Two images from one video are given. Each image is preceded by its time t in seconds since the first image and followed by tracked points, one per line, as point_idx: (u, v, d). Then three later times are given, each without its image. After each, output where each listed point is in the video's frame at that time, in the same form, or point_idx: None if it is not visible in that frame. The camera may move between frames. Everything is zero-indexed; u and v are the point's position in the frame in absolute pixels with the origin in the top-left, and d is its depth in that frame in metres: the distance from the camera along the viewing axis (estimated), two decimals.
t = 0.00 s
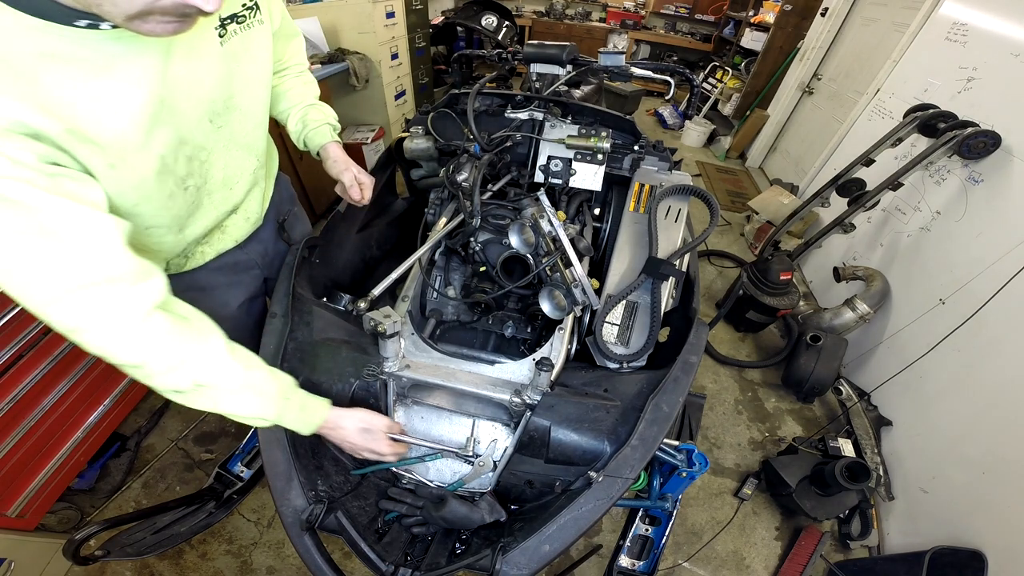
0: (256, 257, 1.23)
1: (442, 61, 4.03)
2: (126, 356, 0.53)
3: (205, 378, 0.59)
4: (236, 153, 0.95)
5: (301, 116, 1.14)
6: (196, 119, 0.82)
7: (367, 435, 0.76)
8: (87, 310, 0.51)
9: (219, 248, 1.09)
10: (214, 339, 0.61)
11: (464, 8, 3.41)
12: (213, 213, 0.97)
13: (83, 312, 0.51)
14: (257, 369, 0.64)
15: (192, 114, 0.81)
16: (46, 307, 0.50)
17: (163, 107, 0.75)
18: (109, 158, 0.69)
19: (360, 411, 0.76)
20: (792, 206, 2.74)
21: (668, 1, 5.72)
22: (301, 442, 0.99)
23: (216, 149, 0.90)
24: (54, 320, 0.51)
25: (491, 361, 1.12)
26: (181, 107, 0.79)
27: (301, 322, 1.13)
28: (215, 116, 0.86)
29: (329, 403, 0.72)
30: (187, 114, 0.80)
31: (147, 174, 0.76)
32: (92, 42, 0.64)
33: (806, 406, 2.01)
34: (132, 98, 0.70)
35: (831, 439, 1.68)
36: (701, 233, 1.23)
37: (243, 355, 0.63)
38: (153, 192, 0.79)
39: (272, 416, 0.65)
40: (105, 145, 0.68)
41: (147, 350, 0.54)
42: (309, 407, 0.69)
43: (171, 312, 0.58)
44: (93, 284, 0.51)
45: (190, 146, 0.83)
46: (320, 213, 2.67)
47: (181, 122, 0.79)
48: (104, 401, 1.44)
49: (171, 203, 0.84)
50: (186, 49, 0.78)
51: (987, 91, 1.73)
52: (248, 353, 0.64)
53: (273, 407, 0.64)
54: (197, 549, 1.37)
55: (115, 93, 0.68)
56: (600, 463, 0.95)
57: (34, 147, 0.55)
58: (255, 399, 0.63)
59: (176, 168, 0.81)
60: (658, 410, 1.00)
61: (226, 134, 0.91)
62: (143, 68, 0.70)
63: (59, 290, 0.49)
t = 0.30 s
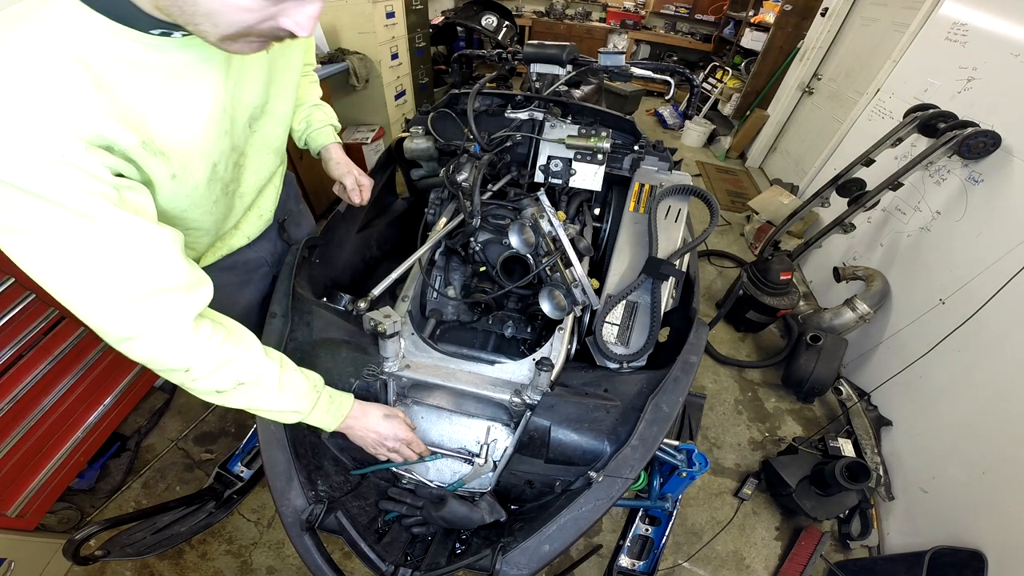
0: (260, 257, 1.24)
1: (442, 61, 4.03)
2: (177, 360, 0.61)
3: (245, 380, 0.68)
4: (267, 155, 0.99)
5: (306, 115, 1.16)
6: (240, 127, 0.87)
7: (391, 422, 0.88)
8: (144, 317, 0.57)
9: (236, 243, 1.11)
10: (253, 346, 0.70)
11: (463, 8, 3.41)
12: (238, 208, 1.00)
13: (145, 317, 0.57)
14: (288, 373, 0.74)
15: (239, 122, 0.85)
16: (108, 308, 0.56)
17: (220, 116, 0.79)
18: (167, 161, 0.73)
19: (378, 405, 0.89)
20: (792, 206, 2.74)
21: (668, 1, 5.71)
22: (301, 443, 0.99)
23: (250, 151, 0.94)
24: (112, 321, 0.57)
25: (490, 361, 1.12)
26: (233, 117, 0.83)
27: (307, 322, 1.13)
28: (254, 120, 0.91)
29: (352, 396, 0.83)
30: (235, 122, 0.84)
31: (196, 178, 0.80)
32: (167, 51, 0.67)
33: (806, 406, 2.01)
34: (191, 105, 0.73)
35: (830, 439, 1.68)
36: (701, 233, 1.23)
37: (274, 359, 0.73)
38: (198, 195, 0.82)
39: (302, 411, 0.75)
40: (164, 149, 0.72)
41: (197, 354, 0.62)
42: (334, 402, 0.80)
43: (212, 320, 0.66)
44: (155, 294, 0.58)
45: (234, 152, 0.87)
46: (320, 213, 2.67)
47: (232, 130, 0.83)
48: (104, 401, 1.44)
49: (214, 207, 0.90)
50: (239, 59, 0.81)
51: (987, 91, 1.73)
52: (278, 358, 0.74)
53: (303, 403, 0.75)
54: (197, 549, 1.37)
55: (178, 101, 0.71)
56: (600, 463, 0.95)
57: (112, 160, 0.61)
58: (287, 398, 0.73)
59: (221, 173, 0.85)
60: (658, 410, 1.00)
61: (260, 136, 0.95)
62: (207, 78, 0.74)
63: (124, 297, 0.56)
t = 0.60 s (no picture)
0: (263, 257, 1.25)
1: (442, 61, 4.03)
2: (164, 357, 0.62)
3: (227, 377, 0.67)
4: (294, 163, 0.99)
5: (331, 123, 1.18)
6: (273, 135, 0.87)
7: (376, 432, 0.86)
8: (136, 317, 0.59)
9: (254, 241, 1.13)
10: (239, 342, 0.69)
11: (463, 8, 3.41)
12: (261, 214, 1.01)
13: (135, 317, 0.59)
14: (274, 371, 0.73)
15: (270, 130, 0.85)
16: (101, 305, 0.57)
17: (251, 123, 0.79)
18: (192, 167, 0.73)
19: (369, 412, 0.87)
20: (791, 206, 2.75)
21: (667, 1, 5.71)
22: (301, 443, 0.99)
23: (280, 159, 0.94)
24: (103, 318, 0.58)
25: (490, 361, 1.12)
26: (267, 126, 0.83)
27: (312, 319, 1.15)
28: (287, 130, 0.91)
29: (337, 403, 0.82)
30: (267, 130, 0.84)
31: (221, 183, 0.80)
32: (208, 53, 0.68)
33: (806, 406, 2.01)
34: (223, 111, 0.73)
35: (830, 439, 1.68)
36: (701, 233, 1.23)
37: (262, 356, 0.73)
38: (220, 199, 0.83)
39: (285, 413, 0.75)
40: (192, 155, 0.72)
41: (184, 353, 0.63)
42: (318, 406, 0.79)
43: (203, 316, 0.67)
44: (148, 298, 0.59)
45: (263, 159, 0.87)
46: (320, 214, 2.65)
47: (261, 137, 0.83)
48: (104, 401, 1.44)
49: (242, 214, 0.92)
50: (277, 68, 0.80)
51: (987, 91, 1.73)
52: (266, 355, 0.74)
53: (287, 405, 0.74)
54: (197, 549, 1.37)
55: (211, 106, 0.72)
56: (600, 463, 0.96)
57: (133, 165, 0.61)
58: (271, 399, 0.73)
59: (248, 180, 0.86)
60: (658, 410, 1.00)
61: (289, 145, 0.95)
62: (241, 84, 0.74)
63: (117, 299, 0.57)
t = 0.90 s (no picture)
0: (263, 258, 1.25)
1: (442, 61, 4.03)
2: (141, 316, 0.63)
3: (208, 317, 0.66)
4: (306, 165, 0.98)
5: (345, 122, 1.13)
6: (289, 138, 0.85)
7: (365, 330, 0.75)
8: (122, 296, 0.62)
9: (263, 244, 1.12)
10: (205, 279, 0.66)
11: (463, 8, 3.41)
12: (274, 217, 1.00)
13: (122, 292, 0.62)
14: (250, 297, 0.69)
15: (285, 132, 0.83)
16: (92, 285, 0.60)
17: (266, 124, 0.78)
18: (202, 167, 0.72)
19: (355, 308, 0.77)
20: (791, 206, 2.75)
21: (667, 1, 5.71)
22: (301, 443, 1.00)
23: (294, 162, 0.92)
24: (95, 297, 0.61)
25: (490, 361, 1.12)
26: (282, 127, 0.82)
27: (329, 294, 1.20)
28: (302, 133, 0.89)
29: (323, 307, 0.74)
30: (280, 132, 0.82)
31: (230, 184, 0.78)
32: (223, 52, 0.66)
33: (806, 406, 2.01)
34: (235, 112, 0.72)
35: (830, 439, 1.68)
36: (701, 233, 1.23)
37: (237, 288, 0.69)
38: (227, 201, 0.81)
39: (274, 343, 0.71)
40: (203, 154, 0.71)
41: (159, 307, 0.63)
42: (302, 317, 0.72)
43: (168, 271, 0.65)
44: (134, 282, 0.61)
45: (278, 162, 0.86)
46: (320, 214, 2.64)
47: (275, 139, 0.82)
48: (104, 401, 1.44)
49: (254, 216, 0.91)
50: (293, 69, 0.79)
51: (986, 91, 1.73)
52: (240, 285, 0.69)
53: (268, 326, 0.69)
54: (197, 549, 1.37)
55: (224, 106, 0.70)
56: (600, 463, 0.96)
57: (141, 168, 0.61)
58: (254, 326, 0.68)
59: (261, 183, 0.85)
60: (658, 410, 1.00)
61: (304, 147, 0.93)
62: (256, 85, 0.72)
63: (109, 285, 0.60)
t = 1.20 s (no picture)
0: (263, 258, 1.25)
1: (442, 61, 4.03)
2: (142, 274, 0.71)
3: (205, 260, 0.75)
4: (306, 163, 0.96)
5: (347, 129, 1.13)
6: (285, 131, 0.83)
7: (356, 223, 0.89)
8: (119, 259, 0.69)
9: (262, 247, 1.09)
10: (187, 228, 0.75)
11: (463, 8, 3.41)
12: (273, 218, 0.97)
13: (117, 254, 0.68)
14: (237, 235, 0.79)
15: (282, 126, 0.81)
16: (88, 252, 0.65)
17: (260, 115, 0.76)
18: (189, 152, 0.72)
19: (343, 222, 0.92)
20: (791, 206, 2.75)
21: (667, 1, 5.71)
22: (301, 443, 1.00)
23: (294, 159, 0.90)
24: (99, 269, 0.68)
25: (490, 361, 1.12)
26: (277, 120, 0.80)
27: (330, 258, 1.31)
28: (301, 129, 0.87)
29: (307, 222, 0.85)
30: (277, 125, 0.80)
31: (220, 173, 0.77)
32: (218, 38, 0.66)
33: (806, 406, 2.01)
34: (228, 100, 0.71)
35: (830, 439, 1.68)
36: (701, 233, 1.22)
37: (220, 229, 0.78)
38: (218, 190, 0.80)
39: (270, 271, 0.82)
40: (190, 139, 0.70)
41: (158, 259, 0.71)
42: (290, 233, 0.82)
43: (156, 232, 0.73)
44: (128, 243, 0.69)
45: (274, 156, 0.84)
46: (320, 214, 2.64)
47: (271, 133, 0.80)
48: (104, 400, 1.44)
49: (247, 212, 0.88)
50: (291, 59, 0.77)
51: (986, 91, 1.73)
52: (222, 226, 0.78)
53: (262, 252, 0.79)
54: (197, 549, 1.37)
55: (218, 93, 0.69)
56: (600, 463, 0.96)
57: (128, 149, 0.64)
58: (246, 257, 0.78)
59: (254, 176, 0.83)
60: (658, 410, 1.00)
61: (303, 143, 0.90)
62: (251, 74, 0.71)
63: (109, 251, 0.66)
